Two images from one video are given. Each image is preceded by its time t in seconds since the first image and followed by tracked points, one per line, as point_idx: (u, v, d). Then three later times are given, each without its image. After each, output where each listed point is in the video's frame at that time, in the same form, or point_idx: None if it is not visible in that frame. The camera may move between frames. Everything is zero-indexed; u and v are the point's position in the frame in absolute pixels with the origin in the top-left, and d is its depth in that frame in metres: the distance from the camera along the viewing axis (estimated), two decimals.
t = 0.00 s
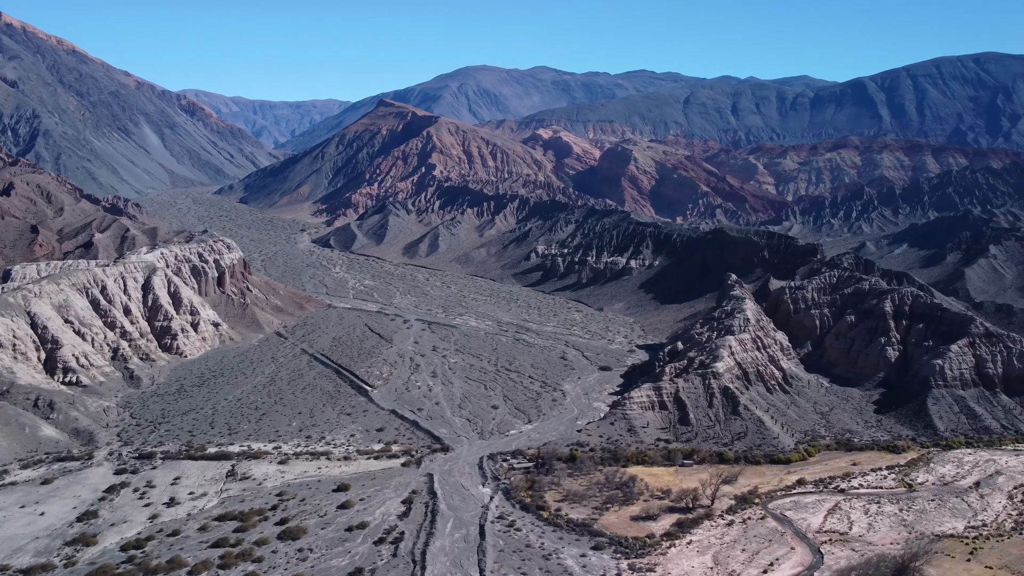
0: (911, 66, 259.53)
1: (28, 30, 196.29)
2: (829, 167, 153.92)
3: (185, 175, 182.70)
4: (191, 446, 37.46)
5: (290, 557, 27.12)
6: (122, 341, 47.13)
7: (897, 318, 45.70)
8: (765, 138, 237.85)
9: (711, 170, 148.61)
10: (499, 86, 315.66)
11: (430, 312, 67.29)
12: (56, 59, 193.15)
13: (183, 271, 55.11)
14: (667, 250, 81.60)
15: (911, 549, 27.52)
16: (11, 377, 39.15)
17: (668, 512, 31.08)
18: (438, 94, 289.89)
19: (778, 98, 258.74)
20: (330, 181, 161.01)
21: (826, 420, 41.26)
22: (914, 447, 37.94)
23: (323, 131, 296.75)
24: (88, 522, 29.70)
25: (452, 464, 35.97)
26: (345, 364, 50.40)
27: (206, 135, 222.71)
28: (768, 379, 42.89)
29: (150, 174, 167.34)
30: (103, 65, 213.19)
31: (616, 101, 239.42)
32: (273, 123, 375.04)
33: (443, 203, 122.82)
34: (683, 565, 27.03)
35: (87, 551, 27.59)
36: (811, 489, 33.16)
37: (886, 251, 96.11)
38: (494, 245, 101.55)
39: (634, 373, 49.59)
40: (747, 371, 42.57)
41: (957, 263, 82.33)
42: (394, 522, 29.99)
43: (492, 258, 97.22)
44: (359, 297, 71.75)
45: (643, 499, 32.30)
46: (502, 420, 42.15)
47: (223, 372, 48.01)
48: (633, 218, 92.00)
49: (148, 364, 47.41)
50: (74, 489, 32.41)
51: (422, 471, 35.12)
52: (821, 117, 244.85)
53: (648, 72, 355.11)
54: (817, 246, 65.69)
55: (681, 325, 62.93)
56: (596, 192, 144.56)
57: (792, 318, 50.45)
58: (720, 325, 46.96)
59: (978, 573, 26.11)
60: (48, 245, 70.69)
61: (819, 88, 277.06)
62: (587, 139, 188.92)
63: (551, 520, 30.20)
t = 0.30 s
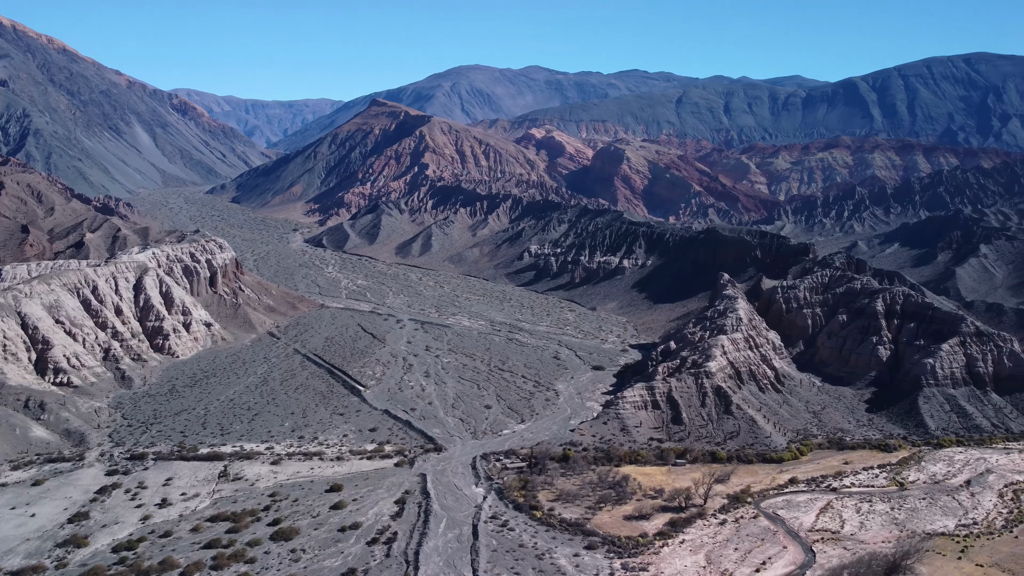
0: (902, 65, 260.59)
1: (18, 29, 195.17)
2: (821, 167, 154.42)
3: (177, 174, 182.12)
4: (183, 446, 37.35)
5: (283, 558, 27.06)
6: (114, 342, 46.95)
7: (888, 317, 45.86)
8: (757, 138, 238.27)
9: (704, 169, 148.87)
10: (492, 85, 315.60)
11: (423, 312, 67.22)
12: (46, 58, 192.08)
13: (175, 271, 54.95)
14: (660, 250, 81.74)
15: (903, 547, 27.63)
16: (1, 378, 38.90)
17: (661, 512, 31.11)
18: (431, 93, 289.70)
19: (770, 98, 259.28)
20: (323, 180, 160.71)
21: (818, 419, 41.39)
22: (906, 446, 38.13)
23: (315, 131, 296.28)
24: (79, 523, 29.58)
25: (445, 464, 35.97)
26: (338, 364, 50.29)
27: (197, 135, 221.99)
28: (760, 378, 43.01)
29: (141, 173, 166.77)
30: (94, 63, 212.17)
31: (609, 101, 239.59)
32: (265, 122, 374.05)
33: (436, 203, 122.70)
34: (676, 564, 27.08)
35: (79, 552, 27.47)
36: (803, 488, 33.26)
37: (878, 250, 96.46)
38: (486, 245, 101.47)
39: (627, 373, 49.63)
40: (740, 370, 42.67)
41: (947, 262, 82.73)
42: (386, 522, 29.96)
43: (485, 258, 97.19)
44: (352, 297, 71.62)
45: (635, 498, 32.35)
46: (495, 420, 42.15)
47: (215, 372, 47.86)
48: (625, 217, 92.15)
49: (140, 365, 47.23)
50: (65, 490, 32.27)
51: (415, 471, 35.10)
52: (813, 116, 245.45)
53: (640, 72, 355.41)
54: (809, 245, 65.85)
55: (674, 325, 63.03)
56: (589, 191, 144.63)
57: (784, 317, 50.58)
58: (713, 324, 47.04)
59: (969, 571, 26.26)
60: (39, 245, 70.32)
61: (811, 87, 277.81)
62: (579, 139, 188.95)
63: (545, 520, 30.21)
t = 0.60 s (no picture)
0: (891, 66, 261.82)
1: (6, 28, 193.70)
2: (811, 167, 155.02)
3: (166, 174, 181.38)
4: (173, 447, 37.19)
5: (274, 559, 26.98)
6: (103, 342, 46.70)
7: (878, 317, 46.06)
8: (747, 138, 238.84)
9: (695, 169, 149.29)
10: (483, 85, 315.42)
11: (414, 312, 67.13)
12: (34, 57, 190.73)
13: (164, 271, 54.73)
14: (651, 250, 81.91)
15: (892, 545, 27.76)
16: None
17: (652, 511, 31.16)
18: (422, 93, 289.41)
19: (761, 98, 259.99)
20: (314, 180, 160.35)
21: (808, 418, 41.54)
22: (894, 445, 38.37)
23: (306, 130, 295.56)
24: (68, 525, 29.40)
25: (436, 465, 35.96)
26: (328, 365, 50.18)
27: (187, 134, 221.09)
28: (751, 378, 43.14)
29: (130, 173, 166.03)
30: (83, 62, 210.89)
31: (600, 101, 239.85)
32: (255, 122, 372.82)
33: (427, 202, 122.55)
34: (668, 563, 27.15)
35: (68, 555, 27.32)
36: (794, 487, 33.40)
37: (868, 249, 96.95)
38: (477, 244, 101.44)
39: (618, 373, 49.69)
40: (731, 370, 42.80)
41: (936, 262, 83.21)
42: (377, 523, 29.91)
43: (476, 257, 97.13)
44: (343, 297, 71.46)
45: (627, 498, 32.42)
46: (487, 420, 42.14)
47: (206, 373, 47.66)
48: (617, 217, 92.31)
49: (129, 366, 46.99)
50: (54, 492, 32.11)
51: (407, 472, 35.05)
52: (803, 116, 246.22)
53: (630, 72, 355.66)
54: (799, 245, 66.04)
55: (665, 324, 63.18)
56: (580, 191, 144.73)
57: (774, 317, 50.72)
58: (704, 324, 47.16)
59: (958, 569, 26.43)
60: (27, 245, 69.95)
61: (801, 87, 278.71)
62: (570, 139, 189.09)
63: (536, 519, 30.24)
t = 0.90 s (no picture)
0: (880, 66, 263.05)
1: None
2: (801, 167, 155.56)
3: (155, 173, 180.64)
4: (163, 449, 36.99)
5: (264, 560, 26.90)
6: (91, 343, 46.46)
7: (867, 316, 46.29)
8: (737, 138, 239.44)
9: (685, 168, 149.68)
10: (474, 85, 315.34)
11: (405, 312, 67.08)
12: (22, 56, 189.36)
13: (154, 272, 54.52)
14: (641, 250, 82.06)
15: (881, 543, 27.92)
16: None
17: (643, 511, 31.20)
18: (413, 92, 288.98)
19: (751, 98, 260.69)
20: (304, 180, 159.97)
21: (799, 417, 41.71)
22: (884, 444, 38.54)
23: (296, 130, 294.76)
24: (56, 528, 29.23)
25: (427, 465, 35.92)
26: (319, 365, 50.02)
27: (177, 134, 220.17)
28: (741, 377, 43.27)
29: (119, 172, 165.28)
30: (70, 61, 209.58)
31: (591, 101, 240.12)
32: (245, 121, 371.51)
33: (418, 202, 122.44)
34: (659, 562, 27.19)
35: (56, 557, 27.16)
36: (784, 486, 33.53)
37: (857, 249, 97.42)
38: (468, 244, 101.36)
39: (609, 372, 49.73)
40: (721, 369, 42.93)
41: (925, 261, 83.73)
42: (369, 524, 29.84)
43: (468, 257, 97.14)
44: (334, 297, 71.36)
45: (618, 497, 32.47)
46: (478, 420, 42.11)
47: (195, 374, 47.44)
48: (608, 217, 92.49)
49: (118, 367, 46.75)
50: (42, 494, 31.92)
51: (398, 473, 34.97)
52: (793, 117, 247.01)
53: (621, 72, 356.05)
54: (789, 245, 66.26)
55: (656, 324, 63.36)
56: (571, 191, 144.79)
57: (765, 316, 50.90)
58: (695, 323, 47.29)
59: (947, 567, 26.56)
60: (14, 246, 69.57)
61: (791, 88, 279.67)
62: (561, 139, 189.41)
63: (527, 519, 30.24)
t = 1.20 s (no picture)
0: (870, 66, 264.15)
1: None
2: (792, 167, 156.02)
3: (146, 173, 179.86)
4: (154, 450, 36.83)
5: (256, 562, 26.81)
6: (81, 344, 46.23)
7: (858, 315, 46.44)
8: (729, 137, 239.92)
9: (676, 168, 149.99)
10: (466, 84, 315.12)
11: (397, 312, 67.00)
12: (10, 54, 188.11)
13: (144, 272, 54.27)
14: (634, 250, 82.17)
15: (872, 542, 28.06)
16: None
17: (635, 511, 31.24)
18: (404, 92, 288.56)
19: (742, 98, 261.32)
20: (295, 180, 159.56)
21: (790, 416, 41.85)
22: (874, 443, 38.70)
23: (288, 129, 293.93)
24: (46, 530, 29.08)
25: (420, 465, 35.88)
26: (310, 366, 49.89)
27: (167, 133, 219.26)
28: (733, 376, 43.40)
29: (109, 172, 164.50)
30: (60, 60, 208.35)
31: (582, 101, 240.35)
32: (236, 121, 370.29)
33: (410, 202, 122.28)
34: (651, 562, 27.23)
35: (46, 559, 27.02)
36: (775, 485, 33.65)
37: (848, 248, 97.79)
38: (460, 244, 101.27)
39: (601, 372, 49.77)
40: (713, 369, 43.04)
41: (915, 260, 84.13)
42: (361, 525, 29.78)
43: (459, 257, 97.06)
44: (325, 297, 71.22)
45: (610, 497, 32.51)
46: (470, 421, 42.07)
47: (186, 374, 47.23)
48: (600, 216, 92.61)
49: (109, 367, 46.55)
50: (32, 495, 31.75)
51: (390, 473, 34.90)
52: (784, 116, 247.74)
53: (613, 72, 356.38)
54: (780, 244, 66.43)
55: (647, 323, 63.50)
56: (563, 191, 144.82)
57: (756, 315, 51.01)
58: (686, 322, 47.38)
59: (937, 565, 26.70)
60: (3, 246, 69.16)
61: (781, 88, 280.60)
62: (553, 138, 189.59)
63: (519, 520, 30.26)
